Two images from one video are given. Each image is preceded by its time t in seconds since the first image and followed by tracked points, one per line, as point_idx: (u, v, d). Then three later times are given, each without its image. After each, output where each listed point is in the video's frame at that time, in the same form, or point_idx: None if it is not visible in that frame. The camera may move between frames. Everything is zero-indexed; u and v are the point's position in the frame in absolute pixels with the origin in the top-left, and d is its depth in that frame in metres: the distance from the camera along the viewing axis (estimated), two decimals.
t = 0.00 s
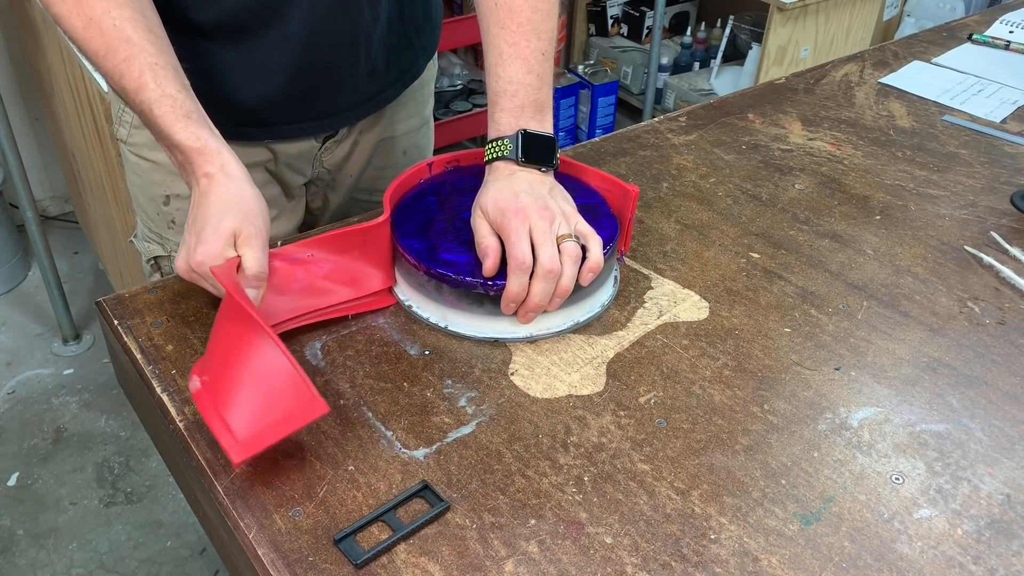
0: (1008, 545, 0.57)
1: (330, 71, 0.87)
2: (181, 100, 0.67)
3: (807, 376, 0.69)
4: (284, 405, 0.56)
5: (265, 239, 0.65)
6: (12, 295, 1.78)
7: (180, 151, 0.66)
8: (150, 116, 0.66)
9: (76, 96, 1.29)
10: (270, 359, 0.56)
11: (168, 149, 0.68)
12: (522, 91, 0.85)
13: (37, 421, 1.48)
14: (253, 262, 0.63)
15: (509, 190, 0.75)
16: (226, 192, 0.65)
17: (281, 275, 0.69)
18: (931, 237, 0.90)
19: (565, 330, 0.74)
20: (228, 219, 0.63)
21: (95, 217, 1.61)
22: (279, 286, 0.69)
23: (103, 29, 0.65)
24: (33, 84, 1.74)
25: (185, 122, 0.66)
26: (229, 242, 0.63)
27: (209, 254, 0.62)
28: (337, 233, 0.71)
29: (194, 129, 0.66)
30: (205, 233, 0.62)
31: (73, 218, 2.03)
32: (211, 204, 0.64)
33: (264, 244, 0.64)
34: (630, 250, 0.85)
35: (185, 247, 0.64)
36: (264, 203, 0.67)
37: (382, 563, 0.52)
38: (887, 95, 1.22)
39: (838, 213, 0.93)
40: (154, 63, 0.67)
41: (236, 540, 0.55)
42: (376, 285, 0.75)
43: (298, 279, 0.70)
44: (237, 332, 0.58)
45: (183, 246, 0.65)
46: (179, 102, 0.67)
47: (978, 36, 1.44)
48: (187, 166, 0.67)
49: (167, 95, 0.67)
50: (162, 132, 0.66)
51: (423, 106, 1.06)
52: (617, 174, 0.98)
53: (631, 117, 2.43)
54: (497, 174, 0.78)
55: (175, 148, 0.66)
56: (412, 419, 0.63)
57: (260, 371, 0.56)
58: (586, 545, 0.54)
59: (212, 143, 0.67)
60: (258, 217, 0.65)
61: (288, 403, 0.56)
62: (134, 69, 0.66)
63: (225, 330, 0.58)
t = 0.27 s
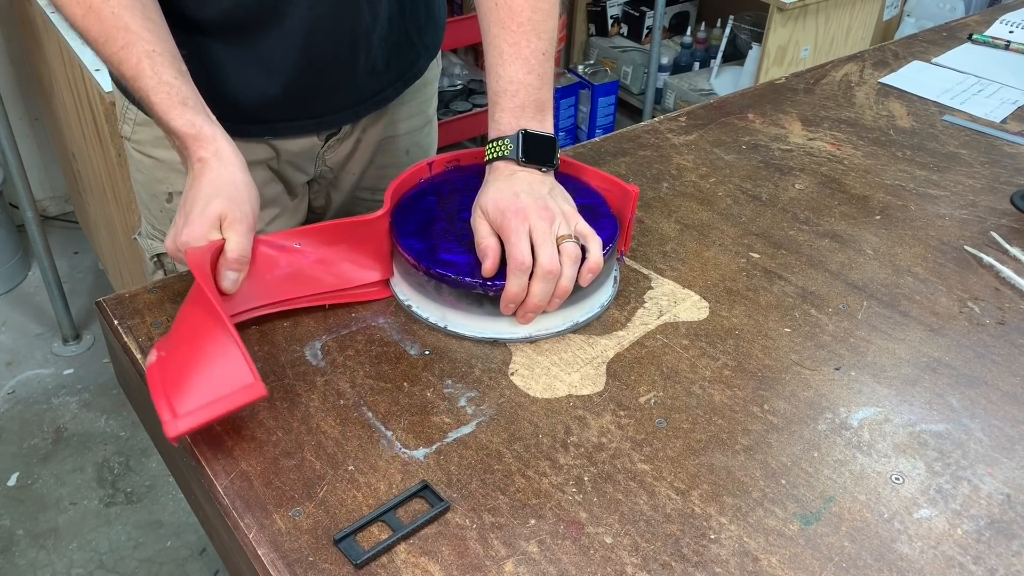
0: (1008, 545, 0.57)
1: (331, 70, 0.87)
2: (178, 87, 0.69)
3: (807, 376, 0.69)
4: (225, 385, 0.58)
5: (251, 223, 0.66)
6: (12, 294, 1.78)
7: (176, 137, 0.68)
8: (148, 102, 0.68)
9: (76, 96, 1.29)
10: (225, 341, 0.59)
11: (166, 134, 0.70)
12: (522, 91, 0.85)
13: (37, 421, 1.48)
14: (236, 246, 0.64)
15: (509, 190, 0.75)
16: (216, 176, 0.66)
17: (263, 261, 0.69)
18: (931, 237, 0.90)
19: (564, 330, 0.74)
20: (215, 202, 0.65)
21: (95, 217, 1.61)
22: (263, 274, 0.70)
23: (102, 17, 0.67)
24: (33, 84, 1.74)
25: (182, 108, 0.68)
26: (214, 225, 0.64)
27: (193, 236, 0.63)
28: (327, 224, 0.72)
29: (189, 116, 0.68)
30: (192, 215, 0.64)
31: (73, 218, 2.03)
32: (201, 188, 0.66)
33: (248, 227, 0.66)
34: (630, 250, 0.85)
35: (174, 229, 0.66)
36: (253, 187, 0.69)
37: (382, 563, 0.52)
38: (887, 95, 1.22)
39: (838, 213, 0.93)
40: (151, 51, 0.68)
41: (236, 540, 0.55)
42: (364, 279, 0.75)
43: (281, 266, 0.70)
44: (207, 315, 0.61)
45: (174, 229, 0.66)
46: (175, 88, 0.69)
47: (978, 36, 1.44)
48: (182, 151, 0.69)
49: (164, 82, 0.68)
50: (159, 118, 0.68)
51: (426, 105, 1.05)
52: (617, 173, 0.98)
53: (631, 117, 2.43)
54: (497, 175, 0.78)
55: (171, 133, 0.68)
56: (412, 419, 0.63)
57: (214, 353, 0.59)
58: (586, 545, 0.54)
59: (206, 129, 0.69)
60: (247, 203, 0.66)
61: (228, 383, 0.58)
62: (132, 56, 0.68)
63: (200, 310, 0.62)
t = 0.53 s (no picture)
0: (1008, 545, 0.57)
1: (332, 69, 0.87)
2: (182, 71, 0.72)
3: (807, 376, 0.69)
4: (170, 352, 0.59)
5: (245, 205, 0.68)
6: (12, 295, 1.78)
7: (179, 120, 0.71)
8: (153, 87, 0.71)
9: (76, 96, 1.29)
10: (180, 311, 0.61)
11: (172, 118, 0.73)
12: (521, 91, 0.85)
13: (37, 421, 1.48)
14: (228, 226, 0.67)
15: (509, 190, 0.75)
16: (213, 157, 0.69)
17: (256, 245, 0.71)
18: (931, 237, 0.90)
19: (564, 330, 0.74)
20: (210, 182, 0.67)
21: (95, 217, 1.61)
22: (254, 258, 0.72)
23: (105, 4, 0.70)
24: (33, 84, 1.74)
25: (184, 93, 0.71)
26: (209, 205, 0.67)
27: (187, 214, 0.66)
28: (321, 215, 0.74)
29: (190, 101, 0.71)
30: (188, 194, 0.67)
31: (73, 218, 2.03)
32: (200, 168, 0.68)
33: (242, 208, 0.68)
34: (630, 250, 0.85)
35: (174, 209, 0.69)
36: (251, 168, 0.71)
37: (382, 563, 0.52)
38: (887, 95, 1.22)
39: (838, 213, 0.93)
40: (154, 37, 0.72)
41: (236, 540, 0.55)
42: (358, 270, 0.76)
43: (272, 250, 0.72)
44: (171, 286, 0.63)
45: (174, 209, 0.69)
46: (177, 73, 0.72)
47: (978, 36, 1.44)
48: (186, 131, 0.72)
49: (167, 67, 0.72)
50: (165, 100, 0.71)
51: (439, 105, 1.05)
52: (617, 173, 0.98)
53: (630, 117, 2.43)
54: (496, 175, 0.78)
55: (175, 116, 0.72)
56: (412, 419, 0.63)
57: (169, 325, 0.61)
58: (586, 545, 0.54)
59: (208, 112, 0.72)
60: (242, 184, 0.69)
61: (172, 351, 0.59)
62: (136, 44, 0.71)
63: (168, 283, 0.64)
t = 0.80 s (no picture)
0: (1008, 545, 0.57)
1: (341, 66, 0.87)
2: (196, 57, 0.79)
3: (807, 376, 0.69)
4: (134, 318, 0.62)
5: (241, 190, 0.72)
6: (12, 295, 1.78)
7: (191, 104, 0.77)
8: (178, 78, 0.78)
9: (76, 96, 1.30)
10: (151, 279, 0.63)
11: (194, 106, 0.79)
12: (523, 91, 0.85)
13: (37, 421, 1.49)
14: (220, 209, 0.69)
15: (509, 189, 0.75)
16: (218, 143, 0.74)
17: (248, 228, 0.74)
18: (931, 237, 0.90)
19: (564, 330, 0.74)
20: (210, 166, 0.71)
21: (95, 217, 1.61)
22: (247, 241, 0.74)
23: None
24: (33, 84, 1.74)
25: (195, 78, 0.77)
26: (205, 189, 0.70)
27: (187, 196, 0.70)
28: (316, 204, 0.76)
29: (199, 85, 0.77)
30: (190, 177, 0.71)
31: (73, 218, 2.03)
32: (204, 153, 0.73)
33: (238, 194, 0.71)
34: (630, 250, 0.85)
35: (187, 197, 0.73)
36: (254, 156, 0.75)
37: (382, 563, 0.52)
38: (887, 95, 1.22)
39: (838, 213, 0.93)
40: (171, 23, 0.79)
41: (236, 540, 0.55)
42: (347, 262, 0.77)
43: (264, 235, 0.75)
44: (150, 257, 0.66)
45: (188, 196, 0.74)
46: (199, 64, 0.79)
47: (978, 36, 1.44)
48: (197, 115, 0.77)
49: (180, 54, 0.78)
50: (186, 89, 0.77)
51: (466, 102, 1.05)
52: (617, 173, 0.98)
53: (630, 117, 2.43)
54: (496, 175, 0.78)
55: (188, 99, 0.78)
56: (412, 419, 0.63)
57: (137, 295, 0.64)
58: (586, 545, 0.54)
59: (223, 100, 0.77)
60: (239, 167, 0.73)
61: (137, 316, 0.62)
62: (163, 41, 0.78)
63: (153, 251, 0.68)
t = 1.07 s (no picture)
0: (1008, 545, 0.57)
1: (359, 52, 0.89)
2: (219, 35, 0.80)
3: (807, 376, 0.69)
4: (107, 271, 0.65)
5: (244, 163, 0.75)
6: (12, 295, 1.78)
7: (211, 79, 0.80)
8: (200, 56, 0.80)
9: (77, 96, 1.30)
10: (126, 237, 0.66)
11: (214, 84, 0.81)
12: (524, 90, 0.85)
13: (37, 421, 1.49)
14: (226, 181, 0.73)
15: (509, 189, 0.74)
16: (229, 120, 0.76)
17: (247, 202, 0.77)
18: (931, 237, 0.90)
19: (564, 330, 0.74)
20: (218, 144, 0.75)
21: (95, 217, 1.61)
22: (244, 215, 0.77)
23: None
24: (33, 84, 1.74)
25: (214, 54, 0.79)
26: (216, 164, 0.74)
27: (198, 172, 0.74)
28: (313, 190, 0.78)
29: (218, 63, 0.79)
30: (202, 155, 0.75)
31: (73, 218, 2.03)
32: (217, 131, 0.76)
33: (243, 168, 0.74)
34: (630, 250, 0.85)
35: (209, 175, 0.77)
36: (264, 132, 0.78)
37: (382, 563, 0.52)
38: (887, 95, 1.22)
39: (838, 213, 0.93)
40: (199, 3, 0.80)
41: (236, 540, 0.55)
42: (338, 246, 0.79)
43: (263, 210, 0.77)
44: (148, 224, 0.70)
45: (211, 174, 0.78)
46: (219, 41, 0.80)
47: (978, 36, 1.44)
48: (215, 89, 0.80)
49: (205, 32, 0.80)
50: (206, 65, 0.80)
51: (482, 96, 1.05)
52: (617, 173, 0.98)
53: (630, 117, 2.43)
54: (495, 175, 0.77)
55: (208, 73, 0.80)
56: (412, 419, 0.63)
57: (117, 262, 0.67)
58: (586, 545, 0.54)
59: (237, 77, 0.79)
60: (247, 143, 0.75)
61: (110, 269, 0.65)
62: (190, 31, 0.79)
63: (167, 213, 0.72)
